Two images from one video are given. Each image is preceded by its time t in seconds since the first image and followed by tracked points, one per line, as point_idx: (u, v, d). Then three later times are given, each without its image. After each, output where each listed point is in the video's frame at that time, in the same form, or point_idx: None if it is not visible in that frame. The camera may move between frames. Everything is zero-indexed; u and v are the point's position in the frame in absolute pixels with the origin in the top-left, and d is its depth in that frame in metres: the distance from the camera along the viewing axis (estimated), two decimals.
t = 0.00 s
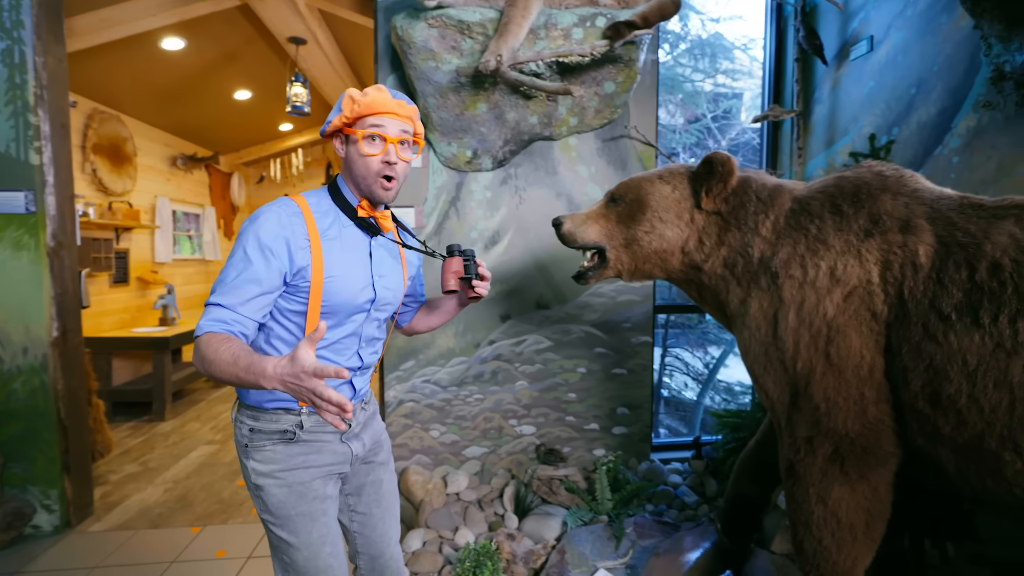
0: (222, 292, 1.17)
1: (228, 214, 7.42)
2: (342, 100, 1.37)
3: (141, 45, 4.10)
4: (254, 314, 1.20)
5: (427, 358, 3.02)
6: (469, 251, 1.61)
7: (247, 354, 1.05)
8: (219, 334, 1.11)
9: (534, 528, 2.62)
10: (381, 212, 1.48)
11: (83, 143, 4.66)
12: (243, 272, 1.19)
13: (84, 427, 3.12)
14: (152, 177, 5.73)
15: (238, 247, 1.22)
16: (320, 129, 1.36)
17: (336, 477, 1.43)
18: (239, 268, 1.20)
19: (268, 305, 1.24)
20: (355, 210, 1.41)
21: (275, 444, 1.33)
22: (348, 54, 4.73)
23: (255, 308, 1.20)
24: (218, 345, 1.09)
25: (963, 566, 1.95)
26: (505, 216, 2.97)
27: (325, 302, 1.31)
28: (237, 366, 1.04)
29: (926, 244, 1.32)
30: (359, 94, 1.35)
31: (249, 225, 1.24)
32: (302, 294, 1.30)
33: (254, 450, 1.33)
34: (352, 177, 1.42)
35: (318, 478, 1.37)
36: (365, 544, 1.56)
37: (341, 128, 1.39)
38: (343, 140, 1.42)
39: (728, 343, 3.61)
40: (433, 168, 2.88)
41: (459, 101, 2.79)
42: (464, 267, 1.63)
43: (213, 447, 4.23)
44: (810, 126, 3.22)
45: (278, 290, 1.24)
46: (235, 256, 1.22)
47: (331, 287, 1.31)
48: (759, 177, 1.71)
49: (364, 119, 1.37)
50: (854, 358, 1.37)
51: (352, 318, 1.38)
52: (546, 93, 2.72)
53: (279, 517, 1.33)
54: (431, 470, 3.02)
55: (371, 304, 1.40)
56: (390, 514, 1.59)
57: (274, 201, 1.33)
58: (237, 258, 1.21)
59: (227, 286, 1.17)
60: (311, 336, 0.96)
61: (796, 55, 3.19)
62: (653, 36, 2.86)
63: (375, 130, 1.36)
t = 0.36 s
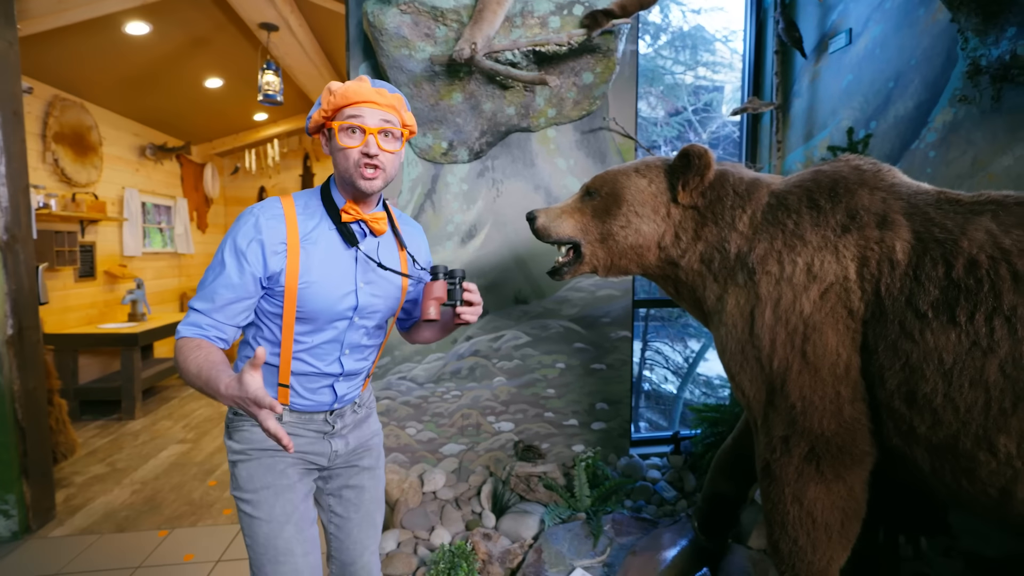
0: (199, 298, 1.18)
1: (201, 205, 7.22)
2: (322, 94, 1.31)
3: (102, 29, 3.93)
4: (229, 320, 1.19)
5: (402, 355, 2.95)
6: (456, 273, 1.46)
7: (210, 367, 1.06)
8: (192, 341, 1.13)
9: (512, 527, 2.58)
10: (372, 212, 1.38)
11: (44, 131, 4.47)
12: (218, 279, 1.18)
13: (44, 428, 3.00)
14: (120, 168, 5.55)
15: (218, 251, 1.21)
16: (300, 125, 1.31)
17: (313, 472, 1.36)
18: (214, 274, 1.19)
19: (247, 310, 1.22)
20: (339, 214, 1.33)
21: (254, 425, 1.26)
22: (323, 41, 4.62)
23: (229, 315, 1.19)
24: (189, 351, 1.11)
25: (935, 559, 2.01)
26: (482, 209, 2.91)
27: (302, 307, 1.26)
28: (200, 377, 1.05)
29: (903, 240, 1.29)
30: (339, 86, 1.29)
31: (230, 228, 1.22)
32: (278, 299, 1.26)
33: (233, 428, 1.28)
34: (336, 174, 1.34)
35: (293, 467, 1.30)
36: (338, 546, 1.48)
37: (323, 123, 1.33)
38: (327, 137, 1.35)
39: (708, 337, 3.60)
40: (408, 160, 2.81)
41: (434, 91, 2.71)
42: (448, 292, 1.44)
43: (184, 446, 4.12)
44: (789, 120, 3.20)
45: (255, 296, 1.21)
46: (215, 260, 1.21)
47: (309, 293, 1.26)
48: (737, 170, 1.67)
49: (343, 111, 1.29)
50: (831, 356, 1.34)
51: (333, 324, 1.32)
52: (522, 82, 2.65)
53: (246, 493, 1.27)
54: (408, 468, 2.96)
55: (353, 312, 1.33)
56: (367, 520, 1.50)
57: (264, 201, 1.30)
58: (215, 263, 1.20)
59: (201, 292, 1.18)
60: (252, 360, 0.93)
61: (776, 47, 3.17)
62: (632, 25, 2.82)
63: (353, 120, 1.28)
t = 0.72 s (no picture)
0: (176, 307, 1.12)
1: (186, 199, 7.09)
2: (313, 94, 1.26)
3: (77, 18, 3.82)
4: (208, 331, 1.14)
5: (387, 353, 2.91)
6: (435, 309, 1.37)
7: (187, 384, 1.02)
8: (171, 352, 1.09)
9: (498, 526, 2.56)
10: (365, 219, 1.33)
11: (18, 123, 4.35)
12: (197, 288, 1.12)
13: (18, 429, 2.93)
14: (99, 161, 5.42)
15: (198, 258, 1.15)
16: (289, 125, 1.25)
17: (300, 483, 1.32)
18: (194, 282, 1.13)
19: (228, 322, 1.16)
20: (329, 222, 1.28)
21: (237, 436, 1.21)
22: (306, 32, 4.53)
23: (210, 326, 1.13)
24: (165, 367, 1.06)
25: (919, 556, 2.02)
26: (468, 205, 2.87)
27: (287, 319, 1.21)
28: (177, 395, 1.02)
29: (890, 240, 1.27)
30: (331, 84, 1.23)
31: (212, 234, 1.16)
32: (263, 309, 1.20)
33: (214, 441, 1.22)
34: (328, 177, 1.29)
35: (281, 480, 1.26)
36: (322, 556, 1.45)
37: (314, 124, 1.27)
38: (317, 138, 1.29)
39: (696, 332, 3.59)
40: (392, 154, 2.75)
41: (418, 84, 2.64)
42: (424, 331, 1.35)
43: (167, 445, 4.05)
44: (777, 115, 3.17)
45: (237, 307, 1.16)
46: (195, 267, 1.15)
47: (295, 304, 1.21)
48: (724, 168, 1.64)
49: (335, 112, 1.24)
50: (817, 358, 1.32)
51: (320, 336, 1.27)
52: (507, 76, 2.59)
53: (236, 507, 1.22)
54: (393, 467, 2.93)
55: (342, 323, 1.28)
56: (356, 526, 1.47)
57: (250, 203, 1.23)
58: (195, 271, 1.14)
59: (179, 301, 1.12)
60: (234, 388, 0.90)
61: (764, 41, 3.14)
62: (619, 18, 2.78)
63: (346, 121, 1.22)
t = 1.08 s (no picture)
0: (161, 325, 1.01)
1: (178, 194, 7.00)
2: (379, 89, 1.13)
3: (64, 10, 3.75)
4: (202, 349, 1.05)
5: (381, 353, 2.87)
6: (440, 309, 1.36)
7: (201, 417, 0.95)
8: (168, 380, 0.99)
9: (493, 528, 2.53)
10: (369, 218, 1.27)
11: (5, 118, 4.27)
12: (188, 304, 1.02)
13: (4, 430, 2.87)
14: (88, 156, 5.35)
15: (183, 267, 1.03)
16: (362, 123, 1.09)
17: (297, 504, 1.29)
18: (184, 298, 1.02)
19: (222, 338, 1.07)
20: (332, 221, 1.19)
21: (228, 463, 1.16)
22: (298, 26, 4.47)
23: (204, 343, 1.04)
24: (163, 396, 0.97)
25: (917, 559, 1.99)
26: (462, 202, 2.82)
27: (291, 329, 1.13)
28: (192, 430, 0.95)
29: (893, 242, 1.24)
30: (407, 87, 1.16)
31: (199, 241, 1.04)
32: (262, 320, 1.12)
33: (204, 469, 1.17)
34: (377, 180, 1.20)
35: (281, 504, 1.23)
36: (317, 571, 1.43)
37: (374, 123, 1.14)
38: (364, 134, 1.16)
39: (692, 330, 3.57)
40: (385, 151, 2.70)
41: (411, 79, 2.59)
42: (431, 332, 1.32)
43: (158, 444, 4.01)
44: (774, 112, 3.06)
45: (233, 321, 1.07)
46: (180, 279, 1.03)
47: (298, 313, 1.13)
48: (723, 166, 1.60)
49: (405, 116, 1.17)
50: (817, 362, 1.28)
51: (322, 344, 1.21)
52: (501, 71, 2.54)
53: (234, 541, 1.19)
54: (387, 468, 2.89)
55: (345, 328, 1.23)
56: (348, 540, 1.47)
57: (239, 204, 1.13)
58: (183, 285, 1.02)
59: (166, 319, 1.00)
60: (271, 421, 0.85)
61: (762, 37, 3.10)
62: (616, 13, 2.73)
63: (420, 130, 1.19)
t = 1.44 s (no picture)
0: (192, 332, 0.93)
1: (175, 192, 6.97)
2: (418, 94, 1.11)
3: (58, 7, 3.71)
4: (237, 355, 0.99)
5: (379, 354, 2.84)
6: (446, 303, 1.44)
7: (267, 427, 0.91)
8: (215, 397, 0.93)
9: (491, 531, 2.51)
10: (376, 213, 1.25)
11: None
12: (226, 308, 0.96)
13: None
14: (84, 154, 5.31)
15: (214, 269, 0.96)
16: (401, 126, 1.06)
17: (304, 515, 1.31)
18: (220, 301, 0.95)
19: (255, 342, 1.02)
20: (350, 216, 1.17)
21: (241, 481, 1.16)
22: (295, 22, 4.43)
23: (240, 348, 0.99)
24: (214, 411, 0.91)
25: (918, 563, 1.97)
26: (461, 202, 2.80)
27: (319, 326, 1.11)
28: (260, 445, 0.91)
29: (897, 247, 1.21)
30: (442, 96, 1.15)
31: (228, 243, 0.98)
32: (290, 320, 1.08)
33: (214, 488, 1.15)
34: (392, 180, 1.18)
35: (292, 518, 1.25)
36: None
37: (406, 125, 1.12)
38: (392, 132, 1.14)
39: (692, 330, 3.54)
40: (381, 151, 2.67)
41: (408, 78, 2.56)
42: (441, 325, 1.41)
43: (156, 444, 3.99)
44: (776, 111, 3.07)
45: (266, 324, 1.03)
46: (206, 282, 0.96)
47: (325, 310, 1.11)
48: (724, 169, 1.58)
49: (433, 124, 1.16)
50: (820, 369, 1.26)
51: (341, 341, 1.20)
52: (499, 70, 2.51)
53: (249, 560, 1.19)
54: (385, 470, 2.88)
55: (361, 325, 1.22)
56: (346, 544, 1.50)
57: (256, 200, 1.07)
58: (216, 287, 0.96)
59: (202, 327, 0.93)
60: (367, 422, 0.85)
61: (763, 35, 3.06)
62: (616, 11, 2.70)
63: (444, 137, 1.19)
